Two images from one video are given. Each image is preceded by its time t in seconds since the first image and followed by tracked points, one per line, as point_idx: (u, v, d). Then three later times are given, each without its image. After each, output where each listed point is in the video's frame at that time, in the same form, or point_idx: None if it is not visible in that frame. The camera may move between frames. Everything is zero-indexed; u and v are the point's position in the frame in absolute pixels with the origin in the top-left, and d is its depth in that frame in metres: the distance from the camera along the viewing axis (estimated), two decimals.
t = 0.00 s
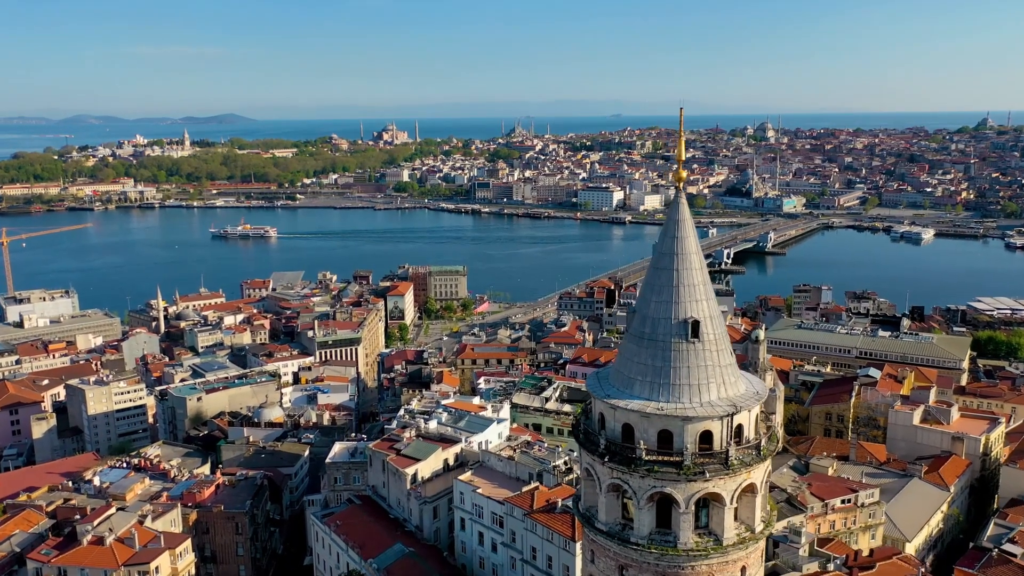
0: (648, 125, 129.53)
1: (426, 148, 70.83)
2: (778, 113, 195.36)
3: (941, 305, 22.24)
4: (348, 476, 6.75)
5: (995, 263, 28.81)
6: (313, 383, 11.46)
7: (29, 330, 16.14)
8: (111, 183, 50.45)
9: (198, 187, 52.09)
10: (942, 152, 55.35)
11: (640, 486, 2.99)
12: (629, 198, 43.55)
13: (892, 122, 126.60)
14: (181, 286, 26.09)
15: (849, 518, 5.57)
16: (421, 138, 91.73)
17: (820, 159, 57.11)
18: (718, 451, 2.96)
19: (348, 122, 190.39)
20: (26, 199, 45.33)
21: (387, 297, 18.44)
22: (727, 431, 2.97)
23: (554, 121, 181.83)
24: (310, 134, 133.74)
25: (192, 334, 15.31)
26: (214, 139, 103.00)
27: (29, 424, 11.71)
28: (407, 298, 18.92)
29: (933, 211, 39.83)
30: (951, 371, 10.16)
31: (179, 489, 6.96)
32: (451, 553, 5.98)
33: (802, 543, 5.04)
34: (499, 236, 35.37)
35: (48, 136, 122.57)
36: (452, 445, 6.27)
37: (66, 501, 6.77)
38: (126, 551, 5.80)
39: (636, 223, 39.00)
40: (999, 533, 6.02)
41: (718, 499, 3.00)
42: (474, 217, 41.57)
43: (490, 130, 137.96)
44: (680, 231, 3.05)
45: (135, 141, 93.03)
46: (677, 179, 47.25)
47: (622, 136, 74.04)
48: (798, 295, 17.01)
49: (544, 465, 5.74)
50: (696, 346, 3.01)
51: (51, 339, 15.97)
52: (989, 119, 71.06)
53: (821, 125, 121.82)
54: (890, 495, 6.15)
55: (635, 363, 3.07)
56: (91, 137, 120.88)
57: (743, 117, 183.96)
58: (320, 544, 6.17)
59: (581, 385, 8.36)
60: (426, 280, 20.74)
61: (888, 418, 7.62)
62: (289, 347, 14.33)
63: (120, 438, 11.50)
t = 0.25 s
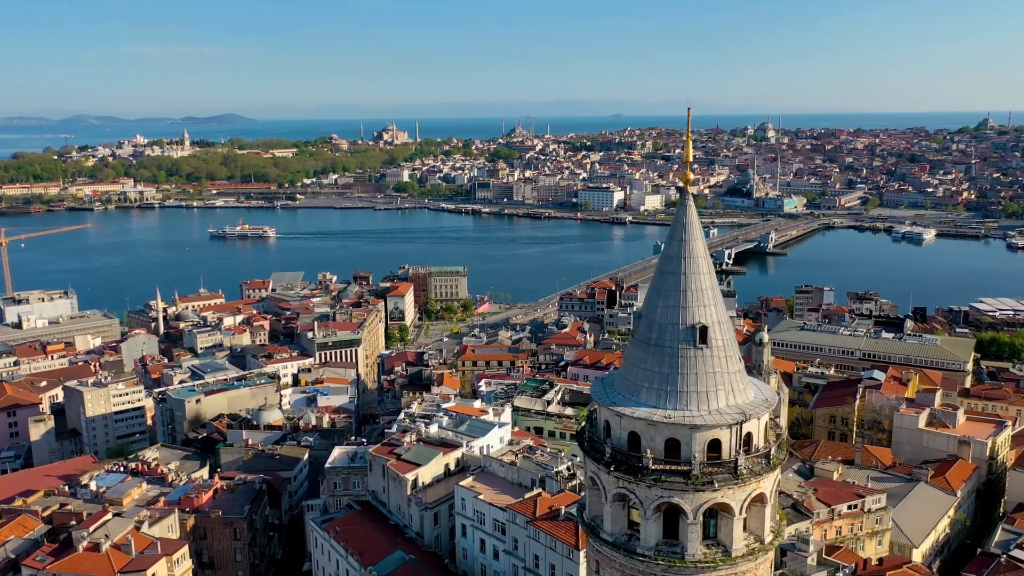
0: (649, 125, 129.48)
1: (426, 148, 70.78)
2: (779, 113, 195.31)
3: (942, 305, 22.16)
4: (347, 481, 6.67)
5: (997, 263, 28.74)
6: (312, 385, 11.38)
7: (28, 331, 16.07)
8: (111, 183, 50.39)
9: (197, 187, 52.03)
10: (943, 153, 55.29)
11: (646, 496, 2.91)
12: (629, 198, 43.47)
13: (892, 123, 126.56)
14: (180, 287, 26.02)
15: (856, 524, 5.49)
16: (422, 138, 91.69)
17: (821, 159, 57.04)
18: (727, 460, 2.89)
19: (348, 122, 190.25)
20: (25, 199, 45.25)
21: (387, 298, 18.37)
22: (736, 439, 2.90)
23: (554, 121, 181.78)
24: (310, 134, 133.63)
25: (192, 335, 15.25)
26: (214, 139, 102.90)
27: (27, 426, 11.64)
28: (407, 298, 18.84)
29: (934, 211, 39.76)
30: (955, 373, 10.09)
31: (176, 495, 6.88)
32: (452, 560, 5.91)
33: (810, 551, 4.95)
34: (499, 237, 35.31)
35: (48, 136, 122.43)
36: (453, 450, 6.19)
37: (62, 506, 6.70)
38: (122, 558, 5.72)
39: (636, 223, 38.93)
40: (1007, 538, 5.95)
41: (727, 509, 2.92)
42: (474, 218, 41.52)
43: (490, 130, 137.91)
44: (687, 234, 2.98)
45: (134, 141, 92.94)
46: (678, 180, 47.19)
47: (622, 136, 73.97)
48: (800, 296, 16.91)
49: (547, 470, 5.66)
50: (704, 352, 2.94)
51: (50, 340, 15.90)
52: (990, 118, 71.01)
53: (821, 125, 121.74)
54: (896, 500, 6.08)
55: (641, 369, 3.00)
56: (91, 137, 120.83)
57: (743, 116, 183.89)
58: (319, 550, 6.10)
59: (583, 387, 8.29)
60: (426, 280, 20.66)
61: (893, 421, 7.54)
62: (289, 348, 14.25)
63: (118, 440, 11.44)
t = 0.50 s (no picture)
0: (649, 125, 129.37)
1: (426, 149, 70.68)
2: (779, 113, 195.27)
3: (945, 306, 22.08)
4: (347, 488, 6.59)
5: (998, 263, 28.66)
6: (312, 388, 11.29)
7: (25, 333, 15.98)
8: (110, 183, 50.30)
9: (197, 187, 51.90)
10: (944, 153, 55.22)
11: (654, 508, 2.83)
12: (630, 198, 43.38)
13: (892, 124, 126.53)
14: (180, 287, 25.92)
15: (863, 531, 5.41)
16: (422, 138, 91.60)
17: (822, 159, 56.96)
18: (738, 470, 2.80)
19: (348, 123, 190.10)
20: (25, 199, 45.13)
21: (387, 299, 18.28)
22: (748, 449, 2.82)
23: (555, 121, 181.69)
24: (310, 134, 133.53)
25: (190, 337, 15.16)
26: (214, 139, 102.73)
27: (24, 428, 11.54)
28: (407, 299, 18.75)
29: (936, 211, 39.68)
30: (959, 376, 10.00)
31: (173, 500, 6.80)
32: (452, 568, 5.83)
33: (819, 561, 4.85)
34: (499, 237, 35.21)
35: (47, 136, 122.23)
36: (454, 455, 6.11)
37: (57, 512, 6.60)
38: (118, 564, 5.61)
39: (637, 224, 38.82)
40: (1015, 545, 5.87)
41: (738, 521, 2.84)
42: (474, 218, 41.43)
43: (490, 130, 137.79)
44: (696, 236, 2.90)
45: (134, 141, 92.75)
46: (678, 180, 47.13)
47: (622, 136, 73.88)
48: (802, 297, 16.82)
49: (549, 477, 5.58)
50: (715, 359, 2.85)
51: (47, 342, 15.81)
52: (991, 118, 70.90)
53: (822, 125, 121.65)
54: (903, 506, 5.99)
55: (648, 377, 2.91)
56: (91, 137, 120.70)
57: (744, 117, 183.89)
58: (317, 558, 6.01)
59: (585, 391, 8.20)
60: (427, 281, 20.57)
61: (899, 424, 7.46)
62: (288, 349, 14.15)
63: (116, 443, 11.35)
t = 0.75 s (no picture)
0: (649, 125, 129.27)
1: (426, 149, 70.62)
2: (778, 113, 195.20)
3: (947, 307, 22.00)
4: (346, 493, 6.51)
5: (1000, 264, 28.59)
6: (311, 390, 11.21)
7: (24, 333, 15.91)
8: (110, 183, 50.24)
9: (197, 188, 51.81)
10: (945, 153, 55.16)
11: (662, 519, 2.76)
12: (630, 198, 43.30)
13: (893, 124, 126.47)
14: (179, 288, 25.84)
15: (870, 537, 5.34)
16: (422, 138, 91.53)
17: (822, 159, 56.90)
18: (748, 481, 2.73)
19: (348, 123, 189.99)
20: (24, 200, 45.02)
21: (387, 300, 18.20)
22: (757, 459, 2.75)
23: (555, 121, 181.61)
24: (310, 134, 133.44)
25: (189, 338, 15.10)
26: (214, 139, 102.58)
27: (22, 430, 11.46)
28: (407, 300, 18.68)
29: (937, 212, 39.61)
30: (964, 378, 9.93)
31: (171, 506, 6.73)
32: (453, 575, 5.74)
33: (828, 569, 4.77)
34: (499, 237, 35.12)
35: (47, 136, 122.08)
36: (455, 461, 6.04)
37: (53, 518, 6.52)
38: (114, 571, 5.53)
39: (637, 224, 38.75)
40: None
41: (747, 533, 2.76)
42: (474, 218, 41.36)
43: (490, 130, 137.71)
44: (704, 239, 2.82)
45: (134, 140, 92.53)
46: (679, 180, 47.08)
47: (623, 136, 73.83)
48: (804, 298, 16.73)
49: (552, 483, 5.51)
50: (724, 366, 2.78)
51: (46, 343, 15.74)
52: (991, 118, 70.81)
53: (822, 125, 121.57)
54: (909, 510, 5.91)
55: (656, 385, 2.84)
56: (91, 137, 120.61)
57: (744, 117, 183.84)
58: (316, 564, 5.93)
59: (588, 393, 8.11)
60: (427, 282, 20.50)
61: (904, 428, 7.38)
62: (288, 350, 14.07)
63: (114, 445, 11.28)
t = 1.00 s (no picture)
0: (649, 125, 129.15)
1: (426, 149, 70.53)
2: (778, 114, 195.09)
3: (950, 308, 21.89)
4: (346, 499, 6.42)
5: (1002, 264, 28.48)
6: (310, 392, 11.12)
7: (21, 335, 15.82)
8: (110, 183, 50.15)
9: (197, 188, 51.69)
10: (946, 154, 55.07)
11: (671, 532, 2.67)
12: (631, 198, 43.21)
13: (892, 125, 126.41)
14: (178, 288, 25.73)
15: (878, 544, 5.25)
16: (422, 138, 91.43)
17: (823, 159, 56.80)
18: (761, 493, 2.64)
19: (348, 123, 189.92)
20: (23, 200, 44.90)
21: (387, 301, 18.11)
22: (769, 471, 2.66)
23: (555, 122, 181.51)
24: (310, 134, 133.33)
25: (188, 340, 15.01)
26: (214, 140, 102.46)
27: (19, 433, 11.36)
28: (407, 301, 18.59)
29: (938, 212, 39.52)
30: (970, 380, 9.84)
31: (167, 512, 6.65)
32: None
33: None
34: (499, 238, 35.01)
35: (46, 136, 121.90)
36: (457, 466, 5.95)
37: (47, 524, 6.43)
38: None
39: (638, 224, 38.65)
40: None
41: (759, 547, 2.68)
42: (474, 219, 41.27)
43: (490, 130, 137.59)
44: (714, 243, 2.74)
45: (134, 140, 92.40)
46: (679, 181, 46.99)
47: (623, 136, 73.71)
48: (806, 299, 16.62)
49: (555, 490, 5.42)
50: (734, 374, 2.70)
51: (44, 344, 15.65)
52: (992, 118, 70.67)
53: (822, 125, 121.45)
54: (917, 516, 5.82)
55: (665, 394, 2.75)
56: (90, 137, 120.50)
57: (744, 117, 183.72)
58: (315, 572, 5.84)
59: (590, 397, 8.03)
60: (427, 283, 20.41)
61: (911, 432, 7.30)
62: (287, 352, 13.97)
63: (112, 447, 11.19)
